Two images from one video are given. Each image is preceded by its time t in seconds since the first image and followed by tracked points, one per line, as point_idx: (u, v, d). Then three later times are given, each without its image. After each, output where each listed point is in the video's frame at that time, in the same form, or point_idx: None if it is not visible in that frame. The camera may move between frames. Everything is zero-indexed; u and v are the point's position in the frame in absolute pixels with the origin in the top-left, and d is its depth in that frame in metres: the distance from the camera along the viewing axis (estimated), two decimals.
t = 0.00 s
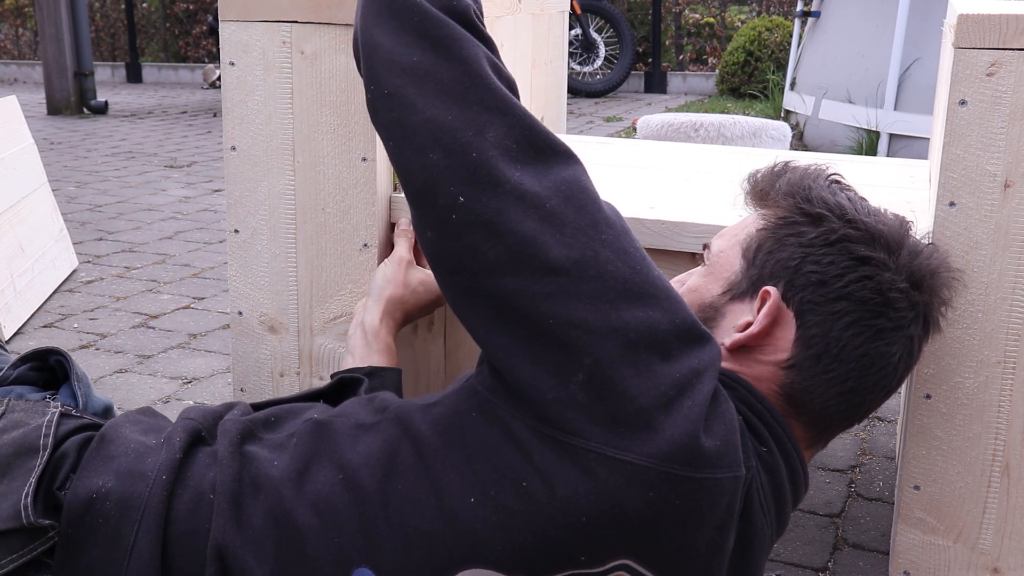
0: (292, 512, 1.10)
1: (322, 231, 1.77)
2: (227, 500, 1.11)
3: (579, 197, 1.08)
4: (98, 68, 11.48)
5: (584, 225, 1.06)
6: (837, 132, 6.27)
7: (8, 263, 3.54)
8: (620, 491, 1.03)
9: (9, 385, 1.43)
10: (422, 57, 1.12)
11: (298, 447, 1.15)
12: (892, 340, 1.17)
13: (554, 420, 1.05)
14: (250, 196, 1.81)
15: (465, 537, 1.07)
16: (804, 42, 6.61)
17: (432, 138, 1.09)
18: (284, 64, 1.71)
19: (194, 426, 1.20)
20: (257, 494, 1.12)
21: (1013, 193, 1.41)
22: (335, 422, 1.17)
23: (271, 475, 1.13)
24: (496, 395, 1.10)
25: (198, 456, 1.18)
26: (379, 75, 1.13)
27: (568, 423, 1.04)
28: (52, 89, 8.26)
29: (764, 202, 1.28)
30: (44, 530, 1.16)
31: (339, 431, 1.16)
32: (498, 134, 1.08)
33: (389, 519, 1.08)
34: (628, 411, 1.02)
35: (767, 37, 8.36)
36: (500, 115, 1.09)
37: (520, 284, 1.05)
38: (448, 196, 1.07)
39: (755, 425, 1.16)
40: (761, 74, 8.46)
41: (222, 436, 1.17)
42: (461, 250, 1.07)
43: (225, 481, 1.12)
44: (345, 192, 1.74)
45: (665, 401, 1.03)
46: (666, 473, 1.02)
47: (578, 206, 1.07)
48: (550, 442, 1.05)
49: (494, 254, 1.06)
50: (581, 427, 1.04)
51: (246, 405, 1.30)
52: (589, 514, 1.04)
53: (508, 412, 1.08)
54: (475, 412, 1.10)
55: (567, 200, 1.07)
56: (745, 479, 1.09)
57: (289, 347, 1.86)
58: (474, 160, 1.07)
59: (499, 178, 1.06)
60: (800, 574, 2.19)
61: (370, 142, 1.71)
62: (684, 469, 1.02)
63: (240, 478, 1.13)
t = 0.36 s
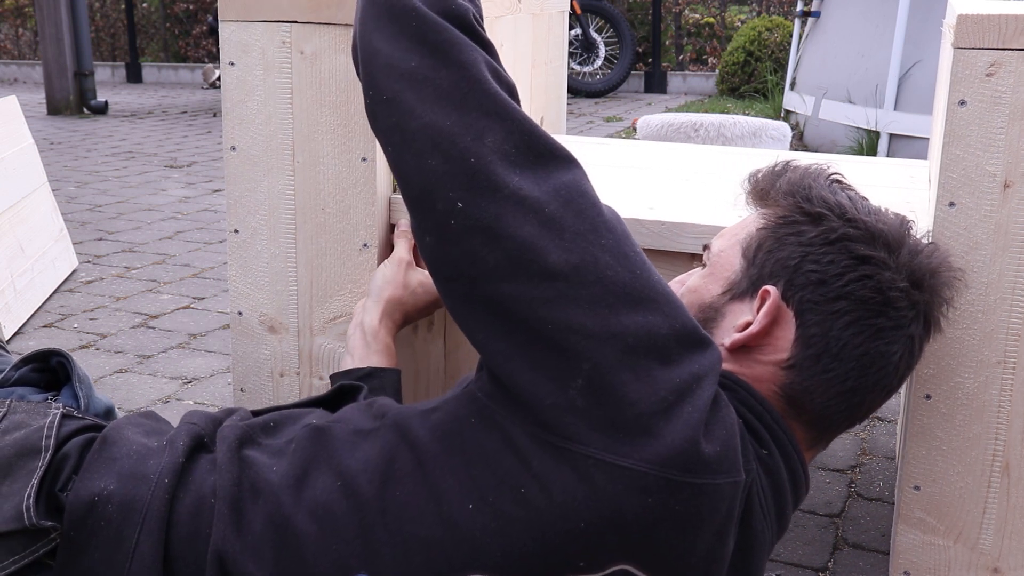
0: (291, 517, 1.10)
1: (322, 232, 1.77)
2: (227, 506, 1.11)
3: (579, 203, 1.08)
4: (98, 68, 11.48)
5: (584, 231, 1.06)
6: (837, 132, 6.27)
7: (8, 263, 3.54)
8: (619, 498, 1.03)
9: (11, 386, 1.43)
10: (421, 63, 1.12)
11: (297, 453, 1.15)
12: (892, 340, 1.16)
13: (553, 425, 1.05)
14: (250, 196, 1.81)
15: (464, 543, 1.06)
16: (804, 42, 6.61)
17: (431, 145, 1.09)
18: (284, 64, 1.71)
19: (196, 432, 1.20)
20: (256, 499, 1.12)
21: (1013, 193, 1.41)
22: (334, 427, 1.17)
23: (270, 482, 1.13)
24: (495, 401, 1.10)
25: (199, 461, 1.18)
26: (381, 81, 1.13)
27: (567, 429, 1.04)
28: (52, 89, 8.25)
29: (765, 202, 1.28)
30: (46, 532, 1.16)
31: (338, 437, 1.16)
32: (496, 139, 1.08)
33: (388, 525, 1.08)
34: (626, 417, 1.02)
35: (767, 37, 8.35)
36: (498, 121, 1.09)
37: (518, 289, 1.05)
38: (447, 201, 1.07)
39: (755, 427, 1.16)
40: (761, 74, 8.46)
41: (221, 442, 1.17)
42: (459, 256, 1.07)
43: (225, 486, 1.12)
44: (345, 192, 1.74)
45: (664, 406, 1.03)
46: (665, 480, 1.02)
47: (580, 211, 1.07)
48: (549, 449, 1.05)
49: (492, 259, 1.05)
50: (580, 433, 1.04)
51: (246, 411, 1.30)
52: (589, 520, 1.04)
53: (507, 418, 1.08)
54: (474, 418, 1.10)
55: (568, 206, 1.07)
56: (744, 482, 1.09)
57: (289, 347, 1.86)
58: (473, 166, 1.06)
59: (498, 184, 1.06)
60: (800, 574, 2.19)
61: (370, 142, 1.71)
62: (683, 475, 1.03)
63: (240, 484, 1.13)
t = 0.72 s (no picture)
0: (290, 526, 1.06)
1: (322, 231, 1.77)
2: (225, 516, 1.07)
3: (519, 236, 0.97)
4: (98, 68, 11.49)
5: (541, 269, 0.95)
6: (837, 132, 6.27)
7: (8, 263, 3.54)
8: (618, 502, 1.00)
9: (6, 390, 1.43)
10: (285, 213, 0.93)
11: (286, 465, 1.10)
12: (883, 334, 1.17)
13: (543, 435, 1.00)
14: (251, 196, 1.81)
15: (464, 552, 1.03)
16: (804, 42, 6.60)
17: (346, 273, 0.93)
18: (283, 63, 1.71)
19: (190, 432, 1.20)
20: (252, 507, 1.08)
21: (1013, 193, 1.41)
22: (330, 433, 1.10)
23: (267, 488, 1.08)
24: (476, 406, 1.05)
25: (195, 463, 1.18)
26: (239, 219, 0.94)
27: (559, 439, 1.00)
28: (52, 89, 8.26)
29: (757, 208, 1.30)
30: (40, 540, 1.15)
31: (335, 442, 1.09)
32: (419, 232, 0.94)
33: (385, 538, 1.04)
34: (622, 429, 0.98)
35: (767, 37, 8.36)
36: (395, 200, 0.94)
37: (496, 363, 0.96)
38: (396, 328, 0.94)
39: (752, 424, 1.14)
40: (761, 74, 8.46)
41: (217, 446, 1.13)
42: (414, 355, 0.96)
43: (223, 492, 1.08)
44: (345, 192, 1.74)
45: (659, 413, 0.98)
46: (661, 482, 0.99)
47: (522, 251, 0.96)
48: (546, 459, 1.00)
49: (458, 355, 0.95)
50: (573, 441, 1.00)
51: (244, 412, 1.28)
52: (590, 527, 1.01)
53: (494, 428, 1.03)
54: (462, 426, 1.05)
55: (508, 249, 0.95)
56: (744, 478, 1.07)
57: (289, 347, 1.87)
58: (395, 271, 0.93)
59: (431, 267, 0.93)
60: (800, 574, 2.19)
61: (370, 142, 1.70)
62: (678, 474, 0.99)
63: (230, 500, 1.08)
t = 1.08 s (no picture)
0: (287, 517, 1.09)
1: (321, 231, 1.77)
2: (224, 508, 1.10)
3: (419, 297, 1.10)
4: (98, 68, 11.48)
5: (454, 312, 1.09)
6: (837, 132, 6.27)
7: (8, 263, 3.55)
8: (600, 465, 1.04)
9: (7, 386, 1.43)
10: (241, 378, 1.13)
11: (287, 452, 1.14)
12: (860, 307, 1.19)
13: (516, 399, 1.07)
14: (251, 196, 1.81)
15: (456, 523, 1.06)
16: (804, 42, 6.60)
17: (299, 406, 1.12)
18: (283, 63, 1.71)
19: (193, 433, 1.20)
20: (251, 502, 1.12)
21: (1013, 193, 1.40)
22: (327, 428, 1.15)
23: (264, 484, 1.11)
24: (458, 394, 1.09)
25: (195, 465, 1.18)
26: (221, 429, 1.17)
27: (536, 407, 1.05)
28: (52, 89, 8.26)
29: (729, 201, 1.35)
30: (42, 534, 1.16)
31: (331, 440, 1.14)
32: (323, 351, 1.10)
33: (377, 511, 1.08)
34: (589, 395, 1.03)
35: (767, 37, 8.37)
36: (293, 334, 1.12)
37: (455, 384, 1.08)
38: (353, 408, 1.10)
39: (738, 398, 1.14)
40: (761, 74, 8.46)
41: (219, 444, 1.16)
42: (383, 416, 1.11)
43: (222, 489, 1.11)
44: (344, 192, 1.74)
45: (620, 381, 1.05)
46: (639, 439, 1.03)
47: (419, 302, 1.10)
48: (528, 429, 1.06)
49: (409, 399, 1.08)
50: (554, 408, 1.05)
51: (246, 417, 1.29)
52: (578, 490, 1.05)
53: (474, 403, 1.09)
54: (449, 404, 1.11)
55: (416, 307, 1.10)
56: (729, 444, 1.09)
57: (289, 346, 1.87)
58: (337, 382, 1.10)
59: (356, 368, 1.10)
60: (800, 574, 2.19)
61: (369, 142, 1.69)
62: (656, 432, 1.04)
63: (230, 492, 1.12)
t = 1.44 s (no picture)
0: (286, 514, 1.09)
1: (321, 231, 1.78)
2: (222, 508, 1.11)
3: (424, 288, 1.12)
4: (98, 68, 11.48)
5: (459, 302, 1.11)
6: (837, 132, 6.27)
7: (8, 263, 3.55)
8: (602, 469, 1.04)
9: (7, 389, 1.43)
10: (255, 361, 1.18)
11: (286, 450, 1.15)
12: (874, 319, 1.19)
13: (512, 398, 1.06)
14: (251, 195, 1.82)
15: (456, 526, 1.06)
16: (804, 42, 6.61)
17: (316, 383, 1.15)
18: (284, 63, 1.71)
19: (192, 432, 1.20)
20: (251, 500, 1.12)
21: (1012, 193, 1.41)
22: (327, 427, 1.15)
23: (262, 482, 1.12)
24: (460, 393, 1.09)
25: (196, 462, 1.18)
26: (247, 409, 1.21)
27: (536, 406, 1.05)
28: (52, 89, 8.26)
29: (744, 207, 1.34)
30: (42, 536, 1.16)
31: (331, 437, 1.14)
32: (336, 334, 1.14)
33: (377, 514, 1.07)
34: (585, 396, 1.04)
35: (767, 37, 8.37)
36: (315, 319, 1.15)
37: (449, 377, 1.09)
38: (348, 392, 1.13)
39: (746, 408, 1.15)
40: (761, 74, 8.46)
41: (221, 441, 1.17)
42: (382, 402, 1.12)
43: (220, 488, 1.12)
44: (344, 191, 1.74)
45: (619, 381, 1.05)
46: (641, 444, 1.03)
47: (426, 294, 1.12)
48: (530, 431, 1.05)
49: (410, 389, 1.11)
50: (550, 406, 1.05)
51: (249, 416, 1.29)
52: (577, 493, 1.04)
53: (476, 404, 1.08)
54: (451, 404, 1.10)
55: (425, 293, 1.12)
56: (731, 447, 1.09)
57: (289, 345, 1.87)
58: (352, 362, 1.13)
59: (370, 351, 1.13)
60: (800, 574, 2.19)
61: (369, 141, 1.69)
62: (657, 436, 1.04)
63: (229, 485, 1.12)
